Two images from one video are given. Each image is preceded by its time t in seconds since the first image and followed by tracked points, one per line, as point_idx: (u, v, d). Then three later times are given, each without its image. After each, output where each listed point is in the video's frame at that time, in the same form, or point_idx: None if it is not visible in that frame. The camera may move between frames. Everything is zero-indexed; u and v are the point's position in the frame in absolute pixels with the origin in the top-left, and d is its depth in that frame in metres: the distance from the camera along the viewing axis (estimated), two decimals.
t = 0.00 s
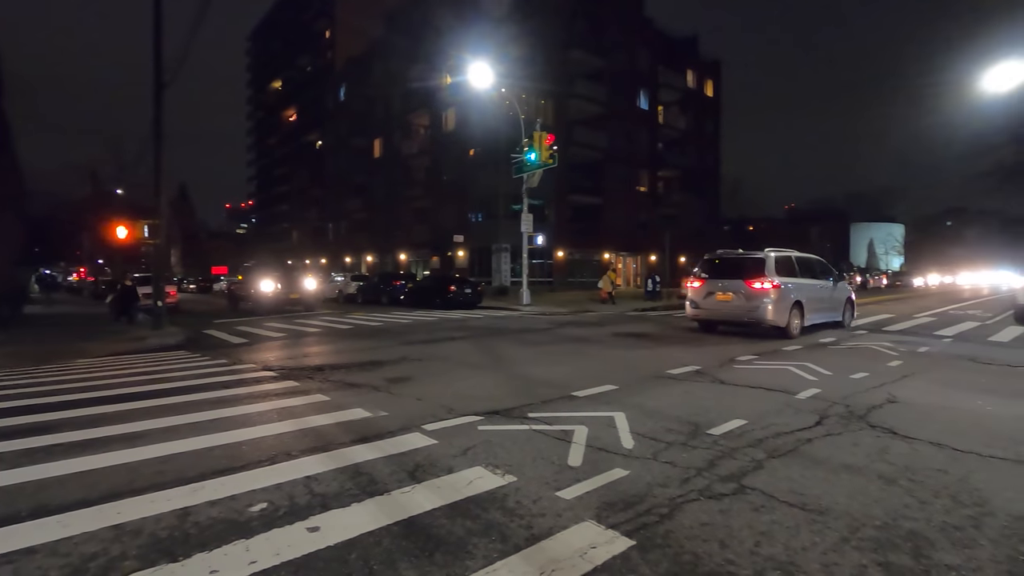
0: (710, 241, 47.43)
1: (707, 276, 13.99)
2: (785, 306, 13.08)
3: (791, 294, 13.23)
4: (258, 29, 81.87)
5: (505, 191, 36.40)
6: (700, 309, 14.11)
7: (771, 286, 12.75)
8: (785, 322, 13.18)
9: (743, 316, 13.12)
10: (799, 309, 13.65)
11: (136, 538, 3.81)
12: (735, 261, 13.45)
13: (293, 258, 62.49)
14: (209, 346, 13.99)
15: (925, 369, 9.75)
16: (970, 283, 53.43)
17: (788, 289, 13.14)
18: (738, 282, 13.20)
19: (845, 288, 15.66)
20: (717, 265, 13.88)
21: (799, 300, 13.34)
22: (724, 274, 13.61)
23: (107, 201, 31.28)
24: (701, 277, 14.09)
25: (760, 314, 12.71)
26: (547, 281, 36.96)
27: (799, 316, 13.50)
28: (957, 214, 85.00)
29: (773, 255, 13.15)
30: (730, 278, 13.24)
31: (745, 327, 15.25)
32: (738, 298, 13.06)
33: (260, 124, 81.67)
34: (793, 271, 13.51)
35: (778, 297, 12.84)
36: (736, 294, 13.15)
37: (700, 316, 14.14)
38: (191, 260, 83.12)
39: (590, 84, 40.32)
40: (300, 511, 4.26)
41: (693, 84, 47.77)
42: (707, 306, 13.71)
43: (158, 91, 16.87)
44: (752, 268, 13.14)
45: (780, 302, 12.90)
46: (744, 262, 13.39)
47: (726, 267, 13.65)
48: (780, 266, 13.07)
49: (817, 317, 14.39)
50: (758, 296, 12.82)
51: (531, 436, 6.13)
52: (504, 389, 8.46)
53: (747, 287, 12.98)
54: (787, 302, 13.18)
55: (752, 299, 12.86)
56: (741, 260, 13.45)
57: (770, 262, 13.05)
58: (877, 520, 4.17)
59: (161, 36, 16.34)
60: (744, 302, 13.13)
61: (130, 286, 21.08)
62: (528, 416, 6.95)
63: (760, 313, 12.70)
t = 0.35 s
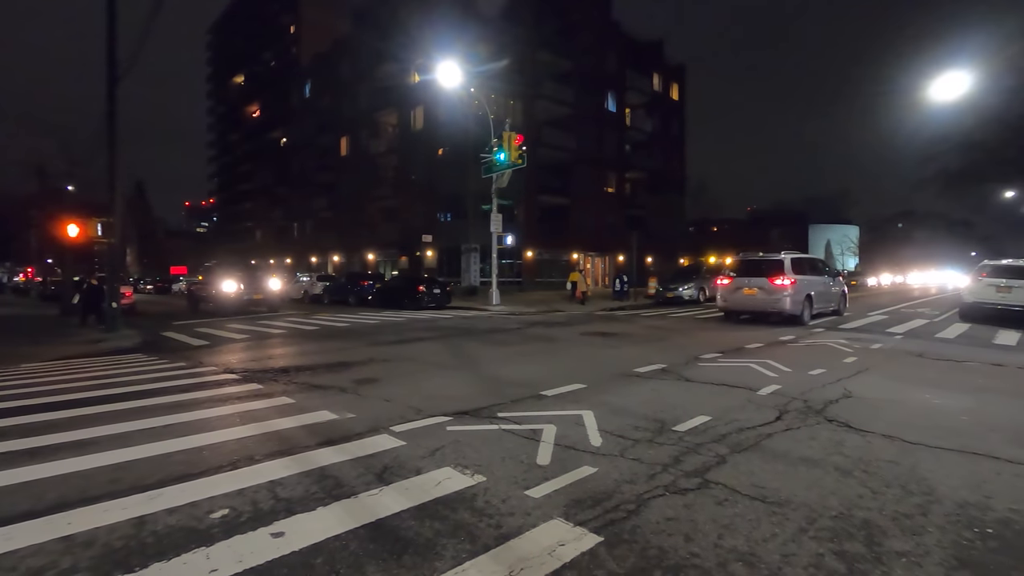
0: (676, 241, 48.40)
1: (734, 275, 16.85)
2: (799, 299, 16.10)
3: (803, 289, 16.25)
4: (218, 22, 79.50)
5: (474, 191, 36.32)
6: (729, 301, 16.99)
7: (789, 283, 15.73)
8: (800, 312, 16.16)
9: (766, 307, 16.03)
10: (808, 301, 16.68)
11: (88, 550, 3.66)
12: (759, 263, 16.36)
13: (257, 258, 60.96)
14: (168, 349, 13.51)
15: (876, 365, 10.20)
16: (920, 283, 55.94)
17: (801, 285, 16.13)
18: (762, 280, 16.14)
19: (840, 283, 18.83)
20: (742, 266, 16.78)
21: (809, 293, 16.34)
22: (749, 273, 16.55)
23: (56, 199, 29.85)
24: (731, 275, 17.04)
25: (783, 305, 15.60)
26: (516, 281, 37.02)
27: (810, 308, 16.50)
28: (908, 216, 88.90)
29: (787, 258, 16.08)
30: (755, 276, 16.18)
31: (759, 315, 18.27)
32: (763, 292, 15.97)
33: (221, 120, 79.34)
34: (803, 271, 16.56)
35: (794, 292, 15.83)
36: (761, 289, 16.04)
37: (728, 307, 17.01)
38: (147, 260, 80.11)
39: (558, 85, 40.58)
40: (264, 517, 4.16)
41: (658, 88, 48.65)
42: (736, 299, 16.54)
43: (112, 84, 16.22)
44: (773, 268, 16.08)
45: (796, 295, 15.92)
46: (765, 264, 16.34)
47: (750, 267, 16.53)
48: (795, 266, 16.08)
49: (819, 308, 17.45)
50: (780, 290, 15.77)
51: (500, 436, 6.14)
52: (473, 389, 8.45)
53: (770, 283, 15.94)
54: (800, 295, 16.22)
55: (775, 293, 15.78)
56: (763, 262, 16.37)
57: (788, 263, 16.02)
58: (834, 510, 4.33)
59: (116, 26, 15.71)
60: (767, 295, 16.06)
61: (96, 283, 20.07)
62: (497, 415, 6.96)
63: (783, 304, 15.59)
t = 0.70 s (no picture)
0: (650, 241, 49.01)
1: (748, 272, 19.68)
2: (804, 292, 19.00)
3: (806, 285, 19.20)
4: (186, 15, 77.51)
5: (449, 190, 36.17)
6: (743, 295, 19.77)
7: (797, 278, 18.66)
8: (805, 303, 19.11)
9: (777, 299, 18.89)
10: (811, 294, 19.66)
11: (48, 559, 3.54)
12: (770, 262, 19.26)
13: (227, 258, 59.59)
14: (133, 351, 13.09)
15: (842, 362, 10.51)
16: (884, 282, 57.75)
17: (807, 281, 19.13)
18: (773, 276, 19.03)
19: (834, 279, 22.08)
20: (755, 264, 19.70)
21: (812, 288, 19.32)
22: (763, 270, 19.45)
23: (13, 195, 28.64)
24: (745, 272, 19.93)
25: (793, 297, 18.39)
26: (492, 281, 36.99)
27: (812, 300, 19.53)
28: (872, 218, 91.67)
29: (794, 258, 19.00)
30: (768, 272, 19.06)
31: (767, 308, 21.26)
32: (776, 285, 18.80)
33: (189, 115, 77.33)
34: (805, 270, 19.50)
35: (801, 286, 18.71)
36: (772, 284, 18.82)
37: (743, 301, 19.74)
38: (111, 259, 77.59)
39: (534, 85, 40.70)
40: (234, 521, 4.07)
41: (633, 90, 49.30)
42: (751, 293, 19.30)
43: (73, 77, 15.66)
44: (782, 266, 18.99)
45: (802, 290, 18.83)
46: (775, 263, 19.26)
47: (762, 266, 19.48)
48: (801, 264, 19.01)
49: (817, 302, 20.58)
50: (790, 284, 18.62)
51: (476, 436, 6.14)
52: (449, 389, 8.42)
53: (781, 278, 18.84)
54: (805, 289, 19.17)
55: (785, 287, 18.69)
56: (774, 261, 19.26)
57: (795, 262, 18.94)
58: (801, 503, 4.44)
59: (77, 18, 15.19)
60: (778, 289, 18.94)
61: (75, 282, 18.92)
62: (473, 415, 6.95)
63: (793, 296, 18.35)
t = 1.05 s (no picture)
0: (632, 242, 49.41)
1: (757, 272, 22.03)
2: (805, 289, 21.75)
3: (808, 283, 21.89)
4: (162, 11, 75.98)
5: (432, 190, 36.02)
6: (754, 292, 22.06)
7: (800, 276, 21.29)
8: (807, 298, 21.93)
9: (785, 295, 21.31)
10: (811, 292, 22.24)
11: (15, 567, 3.44)
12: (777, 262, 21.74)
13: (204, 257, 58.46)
14: (106, 353, 12.77)
15: (818, 360, 10.72)
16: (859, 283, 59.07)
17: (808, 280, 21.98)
18: (781, 275, 21.54)
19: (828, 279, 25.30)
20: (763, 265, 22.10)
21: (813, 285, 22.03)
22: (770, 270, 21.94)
23: None
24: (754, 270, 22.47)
25: (797, 293, 20.98)
26: (474, 281, 36.95)
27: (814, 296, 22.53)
28: (847, 220, 93.66)
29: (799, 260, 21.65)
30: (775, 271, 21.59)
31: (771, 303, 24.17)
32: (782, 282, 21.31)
33: (164, 112, 75.81)
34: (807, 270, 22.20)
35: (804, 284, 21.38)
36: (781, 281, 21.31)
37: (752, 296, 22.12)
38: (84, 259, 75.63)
39: (517, 86, 40.77)
40: (212, 526, 3.99)
41: (614, 92, 49.77)
42: (762, 290, 21.63)
43: (44, 72, 15.24)
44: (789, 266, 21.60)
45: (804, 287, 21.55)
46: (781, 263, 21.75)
47: (770, 266, 21.95)
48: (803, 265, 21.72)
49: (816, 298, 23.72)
50: (794, 282, 21.19)
51: (458, 436, 6.12)
52: (431, 390, 8.37)
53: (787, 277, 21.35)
54: (807, 287, 21.96)
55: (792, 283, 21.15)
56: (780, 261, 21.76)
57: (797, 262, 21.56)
58: (778, 500, 4.52)
59: (47, 10, 14.78)
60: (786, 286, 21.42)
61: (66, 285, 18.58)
62: (455, 416, 6.93)
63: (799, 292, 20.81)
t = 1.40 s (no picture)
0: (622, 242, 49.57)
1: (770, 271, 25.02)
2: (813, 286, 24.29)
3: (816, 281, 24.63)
4: (148, 8, 75.12)
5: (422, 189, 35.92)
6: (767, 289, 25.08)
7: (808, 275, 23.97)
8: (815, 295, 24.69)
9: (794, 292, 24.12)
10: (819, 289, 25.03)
11: None
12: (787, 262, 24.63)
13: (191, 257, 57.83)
14: (91, 354, 12.59)
15: (806, 359, 10.81)
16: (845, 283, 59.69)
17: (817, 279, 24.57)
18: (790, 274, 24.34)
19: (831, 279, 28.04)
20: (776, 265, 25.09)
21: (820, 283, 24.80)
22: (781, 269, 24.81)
23: None
24: (766, 270, 25.44)
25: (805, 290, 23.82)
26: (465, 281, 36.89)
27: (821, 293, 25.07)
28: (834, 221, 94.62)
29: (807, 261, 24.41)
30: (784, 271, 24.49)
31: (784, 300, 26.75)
32: (791, 281, 24.22)
33: (151, 111, 74.97)
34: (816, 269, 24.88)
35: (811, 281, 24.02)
36: (789, 279, 24.26)
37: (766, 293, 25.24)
38: (69, 259, 74.61)
39: (507, 86, 40.76)
40: (199, 528, 3.95)
41: (605, 92, 49.94)
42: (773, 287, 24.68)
43: (27, 68, 14.99)
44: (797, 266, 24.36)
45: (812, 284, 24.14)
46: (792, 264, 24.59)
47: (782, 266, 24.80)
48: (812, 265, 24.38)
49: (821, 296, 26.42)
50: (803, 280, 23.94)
51: (450, 436, 6.11)
52: (422, 390, 8.34)
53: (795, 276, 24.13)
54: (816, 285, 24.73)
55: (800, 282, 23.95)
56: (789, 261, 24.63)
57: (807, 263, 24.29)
58: (767, 498, 4.55)
59: (31, 6, 14.54)
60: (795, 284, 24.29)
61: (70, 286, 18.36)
62: (446, 416, 6.92)
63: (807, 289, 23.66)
